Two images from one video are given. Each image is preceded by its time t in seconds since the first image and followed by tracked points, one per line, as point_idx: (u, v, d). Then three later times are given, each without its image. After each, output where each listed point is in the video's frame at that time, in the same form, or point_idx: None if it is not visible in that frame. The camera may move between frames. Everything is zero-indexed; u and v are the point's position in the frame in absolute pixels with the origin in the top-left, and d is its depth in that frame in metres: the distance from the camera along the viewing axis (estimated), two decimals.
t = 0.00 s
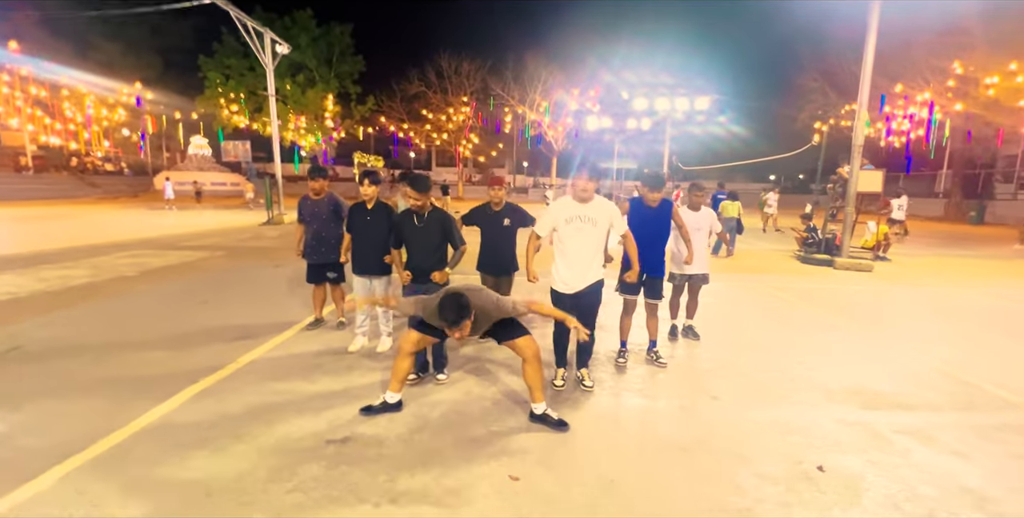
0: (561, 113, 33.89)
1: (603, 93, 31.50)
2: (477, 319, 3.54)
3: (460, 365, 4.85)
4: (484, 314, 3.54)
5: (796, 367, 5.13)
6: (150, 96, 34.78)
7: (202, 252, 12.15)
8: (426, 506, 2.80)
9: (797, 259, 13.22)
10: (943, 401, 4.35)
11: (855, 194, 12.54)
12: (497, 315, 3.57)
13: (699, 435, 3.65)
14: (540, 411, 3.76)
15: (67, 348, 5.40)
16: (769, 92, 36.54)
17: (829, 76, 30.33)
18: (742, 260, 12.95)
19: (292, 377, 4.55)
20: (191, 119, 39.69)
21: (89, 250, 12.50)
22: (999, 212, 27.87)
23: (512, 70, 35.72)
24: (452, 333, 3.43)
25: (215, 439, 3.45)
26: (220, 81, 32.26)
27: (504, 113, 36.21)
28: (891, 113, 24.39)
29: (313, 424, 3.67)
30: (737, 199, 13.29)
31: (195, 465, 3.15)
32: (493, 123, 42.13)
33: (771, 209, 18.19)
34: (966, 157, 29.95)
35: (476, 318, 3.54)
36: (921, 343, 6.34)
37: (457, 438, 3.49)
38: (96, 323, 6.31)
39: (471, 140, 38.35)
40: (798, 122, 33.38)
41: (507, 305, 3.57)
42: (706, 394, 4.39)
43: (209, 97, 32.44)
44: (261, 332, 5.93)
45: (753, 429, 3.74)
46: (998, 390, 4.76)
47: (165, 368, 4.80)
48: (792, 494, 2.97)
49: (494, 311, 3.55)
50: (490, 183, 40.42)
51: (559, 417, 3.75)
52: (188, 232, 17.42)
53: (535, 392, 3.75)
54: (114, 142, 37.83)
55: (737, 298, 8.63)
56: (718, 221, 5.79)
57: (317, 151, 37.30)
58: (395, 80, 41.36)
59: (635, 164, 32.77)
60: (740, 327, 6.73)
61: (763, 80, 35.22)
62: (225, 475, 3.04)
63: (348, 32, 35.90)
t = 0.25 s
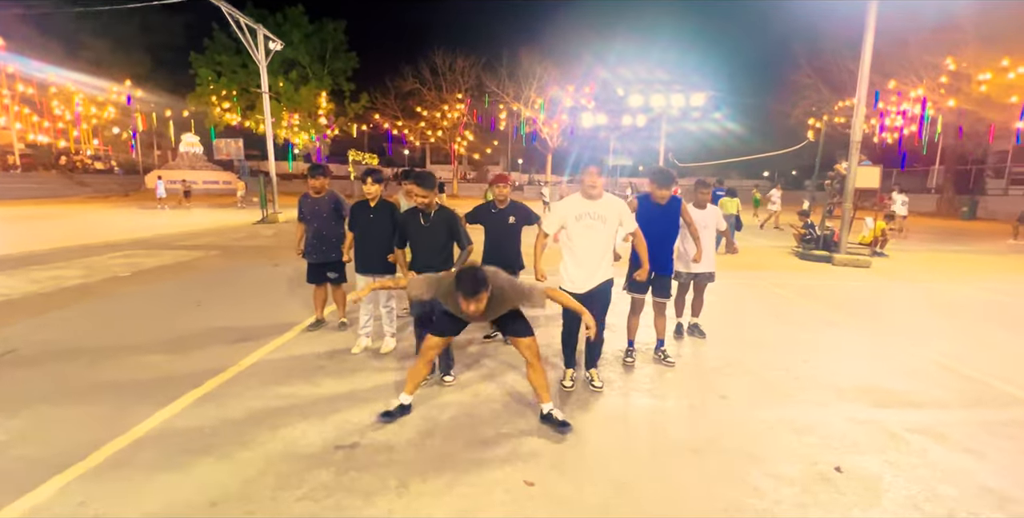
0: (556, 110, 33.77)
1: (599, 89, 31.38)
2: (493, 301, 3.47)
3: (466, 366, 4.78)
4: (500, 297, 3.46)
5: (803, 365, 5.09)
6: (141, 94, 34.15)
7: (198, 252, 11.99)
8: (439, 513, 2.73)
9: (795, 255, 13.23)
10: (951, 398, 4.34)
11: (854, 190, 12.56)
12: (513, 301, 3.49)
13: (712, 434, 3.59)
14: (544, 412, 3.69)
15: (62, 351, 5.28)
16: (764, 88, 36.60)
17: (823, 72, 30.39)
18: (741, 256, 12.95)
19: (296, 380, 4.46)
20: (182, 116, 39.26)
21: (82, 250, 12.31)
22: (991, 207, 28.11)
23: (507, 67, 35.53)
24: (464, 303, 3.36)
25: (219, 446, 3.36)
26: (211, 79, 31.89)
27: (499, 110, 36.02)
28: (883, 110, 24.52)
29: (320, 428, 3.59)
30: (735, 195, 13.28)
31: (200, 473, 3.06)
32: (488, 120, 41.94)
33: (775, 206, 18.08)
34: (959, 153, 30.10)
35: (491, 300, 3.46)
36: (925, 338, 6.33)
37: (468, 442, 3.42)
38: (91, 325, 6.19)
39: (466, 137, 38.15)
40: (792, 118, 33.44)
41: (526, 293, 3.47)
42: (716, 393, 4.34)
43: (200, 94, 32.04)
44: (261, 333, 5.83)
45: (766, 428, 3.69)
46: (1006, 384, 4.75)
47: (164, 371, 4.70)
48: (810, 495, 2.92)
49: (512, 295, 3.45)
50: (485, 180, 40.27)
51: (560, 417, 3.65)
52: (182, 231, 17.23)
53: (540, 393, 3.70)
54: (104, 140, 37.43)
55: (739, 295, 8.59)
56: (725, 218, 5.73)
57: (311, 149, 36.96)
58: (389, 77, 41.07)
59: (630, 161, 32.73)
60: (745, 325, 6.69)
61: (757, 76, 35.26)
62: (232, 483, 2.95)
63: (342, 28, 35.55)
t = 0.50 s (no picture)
0: (550, 107, 33.62)
1: (592, 87, 31.28)
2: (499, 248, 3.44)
3: (474, 368, 4.68)
4: (507, 249, 3.44)
5: (813, 365, 5.07)
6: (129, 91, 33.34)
7: (191, 252, 11.78)
8: None
9: (793, 252, 13.24)
10: (963, 398, 4.33)
11: (851, 187, 12.60)
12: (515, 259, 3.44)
13: (729, 436, 3.54)
14: (533, 417, 3.59)
15: (55, 355, 5.12)
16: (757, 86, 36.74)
17: (815, 70, 30.55)
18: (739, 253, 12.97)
19: (300, 383, 4.35)
20: (171, 114, 38.69)
21: (71, 250, 12.05)
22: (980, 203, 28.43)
23: (501, 64, 35.36)
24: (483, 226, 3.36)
25: (226, 454, 3.25)
26: (201, 76, 31.46)
27: (493, 108, 35.84)
28: (874, 107, 24.67)
29: (329, 434, 3.49)
30: (733, 193, 13.27)
31: (207, 485, 2.95)
32: (481, 118, 41.76)
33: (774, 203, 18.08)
34: (949, 150, 30.38)
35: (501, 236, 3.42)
36: (929, 336, 6.35)
37: (484, 448, 3.33)
38: (84, 328, 6.02)
39: (459, 135, 37.95)
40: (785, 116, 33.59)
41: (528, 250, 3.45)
42: (729, 393, 4.29)
43: (190, 92, 31.58)
44: (261, 335, 5.70)
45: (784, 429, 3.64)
46: (1014, 382, 4.77)
47: (164, 375, 4.58)
48: (834, 499, 2.87)
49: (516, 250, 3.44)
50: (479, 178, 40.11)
51: (547, 426, 3.51)
52: (174, 231, 16.97)
53: (531, 398, 3.58)
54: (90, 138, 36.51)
55: (742, 293, 8.58)
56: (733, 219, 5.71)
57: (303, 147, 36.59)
58: (381, 75, 40.75)
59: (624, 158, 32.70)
60: (751, 323, 6.66)
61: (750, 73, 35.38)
62: (242, 493, 2.85)
63: (333, 25, 35.18)
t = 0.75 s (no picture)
0: (547, 105, 33.47)
1: (590, 85, 31.17)
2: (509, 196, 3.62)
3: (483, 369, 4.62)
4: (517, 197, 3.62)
5: (825, 364, 5.03)
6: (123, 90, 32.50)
7: (188, 252, 11.65)
8: None
9: (794, 251, 13.23)
10: (978, 397, 4.31)
11: (852, 185, 12.59)
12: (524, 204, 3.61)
13: (746, 438, 3.49)
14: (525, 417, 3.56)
15: (54, 359, 5.03)
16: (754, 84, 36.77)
17: (812, 69, 30.58)
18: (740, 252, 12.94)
19: (306, 386, 4.28)
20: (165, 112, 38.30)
21: (66, 251, 11.89)
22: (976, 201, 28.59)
23: (498, 62, 35.21)
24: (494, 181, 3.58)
25: (235, 460, 3.19)
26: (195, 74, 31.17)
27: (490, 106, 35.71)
28: (871, 105, 24.76)
29: (339, 438, 3.42)
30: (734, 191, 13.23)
31: (216, 494, 2.87)
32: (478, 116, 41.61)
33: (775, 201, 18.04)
34: (945, 147, 30.49)
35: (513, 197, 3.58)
36: (936, 334, 6.35)
37: (498, 452, 3.27)
38: (83, 330, 5.92)
39: (456, 133, 37.80)
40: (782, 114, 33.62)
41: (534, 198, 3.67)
42: (744, 395, 4.24)
43: (184, 90, 31.29)
44: (264, 337, 5.62)
45: (801, 431, 3.59)
46: None
47: (167, 378, 4.50)
48: (860, 503, 2.82)
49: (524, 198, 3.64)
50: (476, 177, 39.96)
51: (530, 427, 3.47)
52: (170, 230, 16.80)
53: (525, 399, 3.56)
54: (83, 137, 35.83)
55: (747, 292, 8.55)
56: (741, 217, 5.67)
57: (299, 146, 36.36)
58: (377, 73, 40.51)
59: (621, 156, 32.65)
60: (758, 323, 6.62)
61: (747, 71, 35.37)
62: (253, 501, 2.79)
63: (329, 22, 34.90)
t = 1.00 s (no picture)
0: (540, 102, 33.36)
1: (582, 82, 31.07)
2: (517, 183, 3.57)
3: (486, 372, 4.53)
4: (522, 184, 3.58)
5: (825, 365, 5.04)
6: (107, 84, 31.67)
7: (177, 250, 11.42)
8: None
9: (788, 249, 13.28)
10: (980, 397, 4.34)
11: (845, 184, 12.67)
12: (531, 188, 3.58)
13: (757, 440, 3.45)
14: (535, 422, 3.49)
15: (42, 362, 4.88)
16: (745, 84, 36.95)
17: (801, 69, 30.83)
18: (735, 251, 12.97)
19: (306, 389, 4.18)
20: (151, 108, 37.61)
21: (50, 249, 11.59)
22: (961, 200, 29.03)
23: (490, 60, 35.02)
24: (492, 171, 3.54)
25: (235, 468, 3.09)
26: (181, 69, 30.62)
27: (482, 103, 35.50)
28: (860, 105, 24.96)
29: (340, 443, 3.35)
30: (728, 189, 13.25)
31: (218, 503, 2.79)
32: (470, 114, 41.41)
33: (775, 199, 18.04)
34: (931, 146, 30.93)
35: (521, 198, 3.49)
36: (933, 333, 6.40)
37: (507, 458, 3.21)
38: (70, 332, 5.75)
39: (448, 131, 37.61)
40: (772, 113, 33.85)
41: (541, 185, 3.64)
42: (750, 395, 4.21)
43: (171, 85, 30.76)
44: (258, 339, 5.50)
45: (810, 433, 3.57)
46: None
47: (160, 381, 4.38)
48: (876, 508, 2.79)
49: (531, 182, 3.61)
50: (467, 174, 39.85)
51: (539, 432, 3.38)
52: (158, 228, 16.50)
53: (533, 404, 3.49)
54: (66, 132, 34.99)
55: (744, 291, 8.54)
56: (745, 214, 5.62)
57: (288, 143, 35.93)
58: (368, 69, 40.09)
59: (613, 154, 32.63)
60: (757, 322, 6.61)
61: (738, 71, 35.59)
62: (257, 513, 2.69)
63: (319, 17, 34.44)
